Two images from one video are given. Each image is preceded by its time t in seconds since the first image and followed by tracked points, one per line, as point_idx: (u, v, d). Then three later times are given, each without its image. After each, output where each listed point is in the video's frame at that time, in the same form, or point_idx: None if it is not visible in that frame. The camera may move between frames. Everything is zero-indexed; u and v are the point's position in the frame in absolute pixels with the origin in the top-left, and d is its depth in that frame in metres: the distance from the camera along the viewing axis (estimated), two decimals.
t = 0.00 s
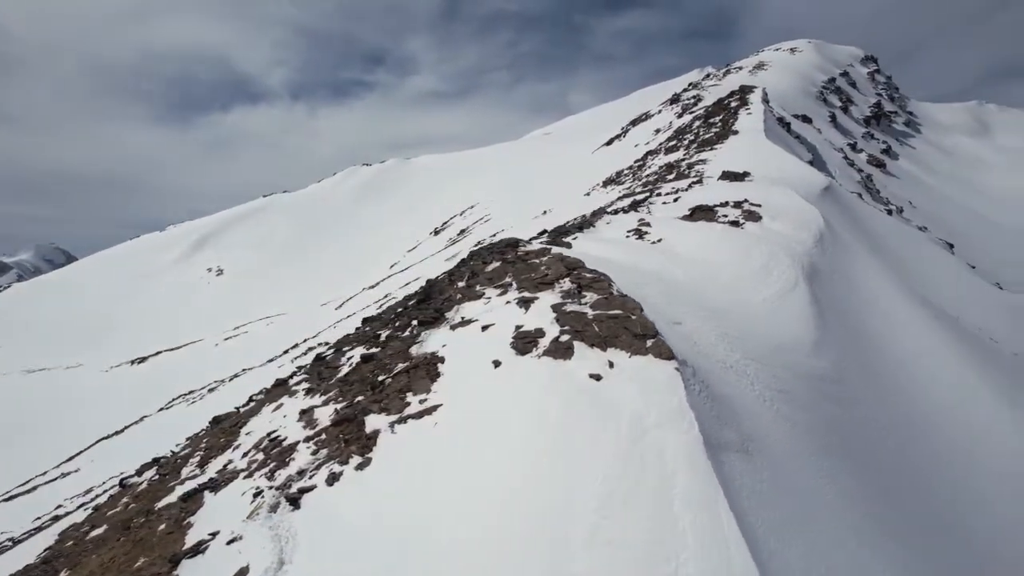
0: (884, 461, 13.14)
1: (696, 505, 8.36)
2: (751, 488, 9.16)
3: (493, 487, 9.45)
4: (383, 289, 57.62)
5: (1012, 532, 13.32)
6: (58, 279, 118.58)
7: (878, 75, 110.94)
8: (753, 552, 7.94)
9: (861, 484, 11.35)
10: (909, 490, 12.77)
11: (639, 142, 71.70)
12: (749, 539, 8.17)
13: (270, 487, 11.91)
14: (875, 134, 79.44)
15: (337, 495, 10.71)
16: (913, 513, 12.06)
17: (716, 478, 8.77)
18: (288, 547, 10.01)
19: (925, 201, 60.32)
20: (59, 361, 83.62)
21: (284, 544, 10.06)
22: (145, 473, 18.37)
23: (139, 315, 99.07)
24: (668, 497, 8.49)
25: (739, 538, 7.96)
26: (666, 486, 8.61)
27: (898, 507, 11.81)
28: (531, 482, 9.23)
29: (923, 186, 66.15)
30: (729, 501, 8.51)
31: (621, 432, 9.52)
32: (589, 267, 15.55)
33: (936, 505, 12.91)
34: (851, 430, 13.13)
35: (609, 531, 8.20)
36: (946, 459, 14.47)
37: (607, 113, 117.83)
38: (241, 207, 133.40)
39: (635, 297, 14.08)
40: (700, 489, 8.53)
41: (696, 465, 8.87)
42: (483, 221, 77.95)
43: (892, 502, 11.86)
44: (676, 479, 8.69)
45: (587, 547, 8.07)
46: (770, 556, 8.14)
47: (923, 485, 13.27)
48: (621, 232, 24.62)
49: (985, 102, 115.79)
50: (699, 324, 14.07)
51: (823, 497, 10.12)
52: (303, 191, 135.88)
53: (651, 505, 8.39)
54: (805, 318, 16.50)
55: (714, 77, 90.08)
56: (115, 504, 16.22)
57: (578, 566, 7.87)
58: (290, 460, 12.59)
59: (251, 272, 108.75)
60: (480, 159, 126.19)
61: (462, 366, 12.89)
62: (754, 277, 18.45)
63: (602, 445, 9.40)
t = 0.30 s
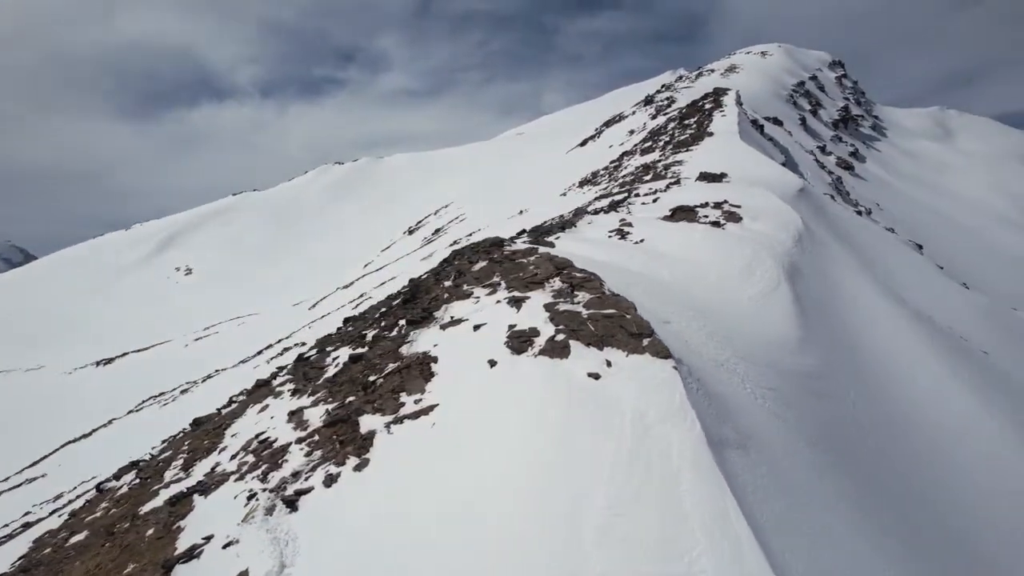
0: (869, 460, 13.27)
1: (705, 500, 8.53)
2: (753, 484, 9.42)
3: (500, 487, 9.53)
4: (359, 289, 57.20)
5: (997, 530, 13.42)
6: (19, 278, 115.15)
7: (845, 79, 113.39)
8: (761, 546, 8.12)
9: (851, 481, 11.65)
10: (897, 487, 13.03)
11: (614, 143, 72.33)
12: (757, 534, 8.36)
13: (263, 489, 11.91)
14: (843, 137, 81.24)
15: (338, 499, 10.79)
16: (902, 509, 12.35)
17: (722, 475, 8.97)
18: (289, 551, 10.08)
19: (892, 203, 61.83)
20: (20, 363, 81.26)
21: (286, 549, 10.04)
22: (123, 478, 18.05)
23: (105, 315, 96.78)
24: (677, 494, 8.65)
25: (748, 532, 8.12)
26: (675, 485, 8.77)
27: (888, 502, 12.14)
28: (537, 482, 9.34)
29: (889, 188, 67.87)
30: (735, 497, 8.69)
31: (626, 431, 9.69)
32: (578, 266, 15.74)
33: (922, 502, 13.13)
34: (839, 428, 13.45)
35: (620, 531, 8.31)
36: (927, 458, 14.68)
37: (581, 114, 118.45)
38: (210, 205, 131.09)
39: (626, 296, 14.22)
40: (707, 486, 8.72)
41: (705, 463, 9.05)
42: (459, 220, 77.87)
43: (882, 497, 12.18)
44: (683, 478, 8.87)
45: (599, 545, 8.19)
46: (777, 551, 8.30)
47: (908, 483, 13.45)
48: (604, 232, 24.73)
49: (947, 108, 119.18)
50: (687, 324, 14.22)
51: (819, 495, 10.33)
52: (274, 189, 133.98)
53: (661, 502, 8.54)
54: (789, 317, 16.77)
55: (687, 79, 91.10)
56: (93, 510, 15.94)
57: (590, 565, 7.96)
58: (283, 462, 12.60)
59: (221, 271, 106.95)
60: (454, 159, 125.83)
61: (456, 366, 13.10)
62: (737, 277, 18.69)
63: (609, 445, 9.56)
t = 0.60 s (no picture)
0: (854, 457, 13.76)
1: (711, 497, 8.98)
2: (754, 482, 9.87)
3: (506, 487, 9.82)
4: (333, 289, 56.59)
5: (972, 527, 13.72)
6: None
7: (813, 83, 115.63)
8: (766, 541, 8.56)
9: (839, 477, 12.18)
10: (881, 485, 13.34)
11: (589, 143, 72.78)
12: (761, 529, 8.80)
13: (257, 493, 12.30)
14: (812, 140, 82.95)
15: (336, 501, 11.14)
16: (889, 505, 12.81)
17: (725, 473, 9.41)
18: (289, 554, 10.33)
19: (859, 205, 63.32)
20: None
21: (286, 552, 10.33)
22: (98, 482, 17.99)
23: (68, 316, 94.15)
24: (684, 492, 9.07)
25: (756, 528, 8.59)
26: (681, 484, 9.19)
27: (875, 497, 12.69)
28: (541, 483, 9.62)
29: (856, 191, 69.54)
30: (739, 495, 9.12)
31: (630, 433, 10.09)
32: (565, 267, 16.40)
33: (903, 501, 13.38)
34: (825, 425, 13.95)
35: (631, 528, 8.66)
36: (905, 460, 14.95)
37: (555, 114, 118.78)
38: (178, 203, 128.41)
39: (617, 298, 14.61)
40: (712, 485, 9.14)
41: (710, 463, 9.50)
42: (434, 220, 77.58)
43: (869, 492, 12.72)
44: (690, 477, 9.29)
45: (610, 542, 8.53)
46: (782, 545, 8.79)
47: (889, 482, 13.70)
48: (586, 232, 24.87)
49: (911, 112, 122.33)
50: (676, 323, 14.44)
51: (812, 492, 10.80)
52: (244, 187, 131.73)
53: (666, 502, 8.92)
54: (772, 317, 17.10)
55: (660, 81, 92.05)
56: (72, 516, 15.93)
57: (600, 564, 8.24)
58: (275, 465, 13.06)
59: (189, 270, 104.82)
60: (428, 157, 125.19)
61: (448, 365, 13.71)
62: (720, 276, 18.98)
63: (612, 445, 9.95)
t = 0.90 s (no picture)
0: (841, 453, 14.10)
1: (717, 494, 9.16)
2: (753, 480, 10.14)
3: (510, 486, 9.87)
4: (308, 289, 55.87)
5: (954, 525, 13.96)
6: None
7: (783, 86, 117.68)
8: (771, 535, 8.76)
9: (829, 475, 12.52)
10: (866, 483, 13.61)
11: (564, 144, 73.03)
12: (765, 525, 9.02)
13: (251, 496, 12.22)
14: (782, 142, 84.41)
15: (335, 503, 11.10)
16: (876, 502, 13.12)
17: (728, 471, 9.63)
18: (289, 558, 10.25)
19: (829, 207, 64.62)
20: None
21: (287, 556, 10.24)
22: (76, 487, 17.64)
23: (29, 316, 91.36)
24: (690, 491, 9.24)
25: (764, 524, 8.76)
26: (686, 482, 9.36)
27: (861, 493, 13.04)
28: (545, 484, 9.70)
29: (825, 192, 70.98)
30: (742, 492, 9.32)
31: (633, 432, 10.28)
32: (556, 267, 16.58)
33: (887, 499, 13.63)
34: (812, 423, 14.28)
35: (640, 526, 8.76)
36: (886, 460, 15.22)
37: (529, 114, 118.94)
38: (144, 201, 125.50)
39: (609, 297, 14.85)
40: (717, 483, 9.33)
41: (714, 461, 9.72)
42: (410, 219, 77.10)
43: (856, 488, 13.07)
44: (694, 476, 9.46)
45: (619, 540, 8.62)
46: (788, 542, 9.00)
47: (873, 481, 13.96)
48: (568, 232, 25.01)
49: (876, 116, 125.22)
50: (665, 323, 14.64)
51: (805, 489, 11.09)
52: (213, 185, 129.27)
53: (674, 500, 9.07)
54: (756, 315, 17.41)
55: (634, 82, 92.83)
56: (51, 523, 15.55)
57: (609, 560, 8.33)
58: (268, 467, 12.96)
59: (157, 270, 102.50)
60: (402, 156, 124.27)
61: (442, 365, 13.76)
62: (704, 275, 19.26)
63: (615, 445, 10.09)
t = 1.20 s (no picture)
0: (828, 452, 14.45)
1: (724, 491, 9.33)
2: (753, 476, 10.34)
3: (518, 486, 9.94)
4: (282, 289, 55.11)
5: (937, 521, 14.40)
6: None
7: (755, 89, 119.51)
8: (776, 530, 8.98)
9: (819, 472, 12.82)
10: (854, 480, 13.97)
11: (541, 144, 73.17)
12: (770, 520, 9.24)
13: (247, 499, 12.04)
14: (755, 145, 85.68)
15: (335, 504, 11.01)
16: (864, 498, 13.48)
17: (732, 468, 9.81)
18: (293, 561, 10.15)
19: (800, 209, 65.78)
20: None
21: (289, 559, 10.14)
22: (52, 492, 17.18)
23: None
24: (697, 489, 9.41)
25: (771, 520, 8.96)
26: (692, 480, 9.53)
27: (850, 490, 13.38)
28: (548, 484, 9.79)
29: (797, 194, 72.27)
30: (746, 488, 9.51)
31: (637, 430, 10.43)
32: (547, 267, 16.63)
33: (874, 496, 14.00)
34: (801, 422, 14.62)
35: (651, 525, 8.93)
36: (870, 456, 15.62)
37: (505, 114, 118.84)
38: (109, 199, 122.49)
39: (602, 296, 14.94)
40: (723, 479, 9.52)
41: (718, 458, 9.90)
42: (385, 218, 76.50)
43: (845, 486, 13.41)
44: (701, 473, 9.62)
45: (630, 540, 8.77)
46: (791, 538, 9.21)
47: (860, 478, 14.34)
48: (552, 232, 25.04)
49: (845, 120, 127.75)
50: (657, 322, 14.83)
51: (798, 486, 11.36)
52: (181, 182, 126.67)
53: (683, 498, 9.26)
54: (742, 314, 17.71)
55: (609, 83, 93.40)
56: (29, 529, 15.10)
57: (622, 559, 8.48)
58: (262, 469, 12.79)
59: (124, 269, 100.14)
60: (375, 155, 123.25)
61: (438, 364, 13.74)
62: (690, 274, 19.52)
63: (620, 443, 10.24)
